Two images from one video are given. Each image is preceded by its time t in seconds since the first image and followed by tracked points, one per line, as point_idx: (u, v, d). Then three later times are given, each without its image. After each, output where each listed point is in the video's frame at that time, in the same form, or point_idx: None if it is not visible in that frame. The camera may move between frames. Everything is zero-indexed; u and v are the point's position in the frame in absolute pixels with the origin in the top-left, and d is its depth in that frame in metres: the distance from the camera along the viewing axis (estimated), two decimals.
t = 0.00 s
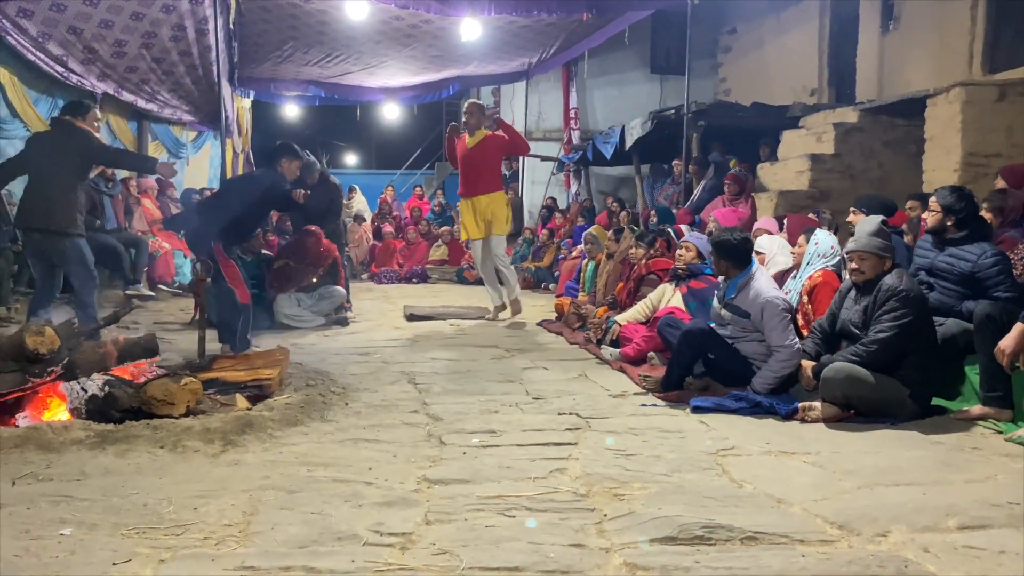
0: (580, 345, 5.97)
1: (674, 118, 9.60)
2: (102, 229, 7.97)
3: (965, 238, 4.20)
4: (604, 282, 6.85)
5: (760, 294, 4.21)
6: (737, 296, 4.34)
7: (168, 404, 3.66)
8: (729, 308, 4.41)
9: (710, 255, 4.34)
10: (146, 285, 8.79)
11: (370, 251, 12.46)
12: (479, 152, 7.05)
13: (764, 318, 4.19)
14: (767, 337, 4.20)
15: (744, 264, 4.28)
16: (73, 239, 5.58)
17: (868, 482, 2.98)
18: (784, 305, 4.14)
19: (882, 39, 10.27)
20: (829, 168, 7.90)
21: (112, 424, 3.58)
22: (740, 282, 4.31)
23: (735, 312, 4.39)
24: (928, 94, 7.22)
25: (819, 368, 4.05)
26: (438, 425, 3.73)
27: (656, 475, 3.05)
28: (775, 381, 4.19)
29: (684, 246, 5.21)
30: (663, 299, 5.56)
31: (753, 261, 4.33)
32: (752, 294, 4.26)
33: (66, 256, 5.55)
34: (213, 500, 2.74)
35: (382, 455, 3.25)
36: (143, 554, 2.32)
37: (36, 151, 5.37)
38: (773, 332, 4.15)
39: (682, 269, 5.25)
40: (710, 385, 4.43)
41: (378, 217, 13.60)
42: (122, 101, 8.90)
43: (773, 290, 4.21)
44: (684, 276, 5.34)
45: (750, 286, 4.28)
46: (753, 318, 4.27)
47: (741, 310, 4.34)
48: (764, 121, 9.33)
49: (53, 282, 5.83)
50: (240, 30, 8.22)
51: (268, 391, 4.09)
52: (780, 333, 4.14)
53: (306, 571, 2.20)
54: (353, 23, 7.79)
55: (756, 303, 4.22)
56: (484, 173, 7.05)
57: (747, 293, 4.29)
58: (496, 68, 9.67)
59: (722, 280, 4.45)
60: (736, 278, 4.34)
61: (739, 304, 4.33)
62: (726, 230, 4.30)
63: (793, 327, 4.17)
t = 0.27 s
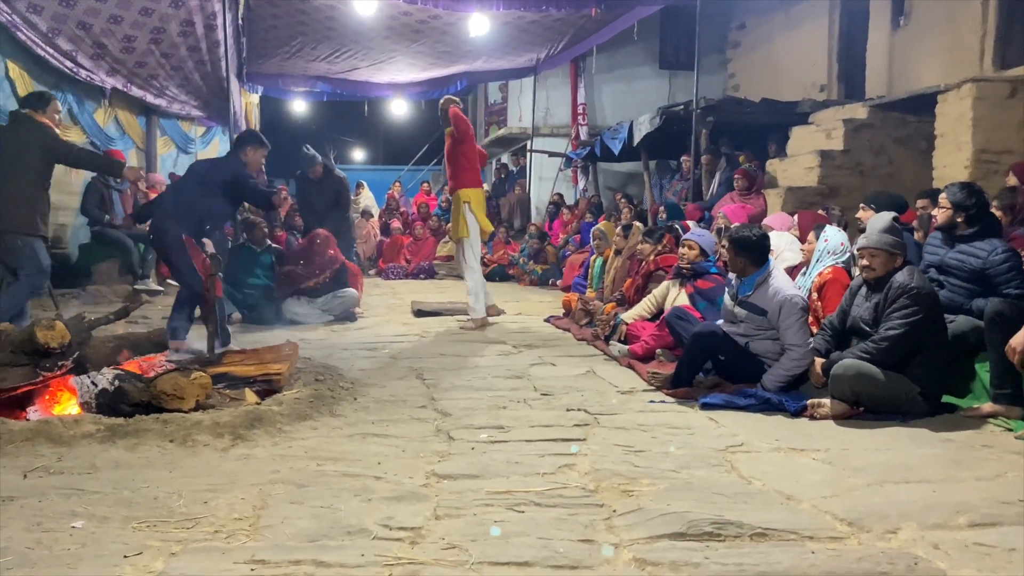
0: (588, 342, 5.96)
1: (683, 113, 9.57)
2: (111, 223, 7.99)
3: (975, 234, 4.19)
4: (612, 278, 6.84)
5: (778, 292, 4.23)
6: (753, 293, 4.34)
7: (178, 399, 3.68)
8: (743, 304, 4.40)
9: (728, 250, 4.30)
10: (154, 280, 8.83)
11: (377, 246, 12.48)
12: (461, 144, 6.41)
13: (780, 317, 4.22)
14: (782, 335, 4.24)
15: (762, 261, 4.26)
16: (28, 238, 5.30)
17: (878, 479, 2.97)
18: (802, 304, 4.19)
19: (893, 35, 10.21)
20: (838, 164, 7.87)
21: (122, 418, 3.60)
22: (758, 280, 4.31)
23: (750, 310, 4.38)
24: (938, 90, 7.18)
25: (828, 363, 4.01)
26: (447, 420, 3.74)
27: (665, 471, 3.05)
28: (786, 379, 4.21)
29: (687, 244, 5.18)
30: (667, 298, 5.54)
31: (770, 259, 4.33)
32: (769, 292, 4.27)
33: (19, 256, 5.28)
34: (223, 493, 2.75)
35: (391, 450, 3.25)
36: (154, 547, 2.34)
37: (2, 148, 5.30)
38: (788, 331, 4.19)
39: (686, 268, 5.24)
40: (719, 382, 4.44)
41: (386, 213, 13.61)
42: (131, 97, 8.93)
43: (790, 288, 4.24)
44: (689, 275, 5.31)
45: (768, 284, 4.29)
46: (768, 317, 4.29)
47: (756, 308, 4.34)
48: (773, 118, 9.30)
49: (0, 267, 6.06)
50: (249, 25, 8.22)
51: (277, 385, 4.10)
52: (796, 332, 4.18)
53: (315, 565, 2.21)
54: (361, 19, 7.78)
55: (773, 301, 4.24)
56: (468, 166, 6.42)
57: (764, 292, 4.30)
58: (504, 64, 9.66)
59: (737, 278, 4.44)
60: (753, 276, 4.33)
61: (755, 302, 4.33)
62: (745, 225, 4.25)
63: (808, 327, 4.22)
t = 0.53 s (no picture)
0: (590, 338, 5.96)
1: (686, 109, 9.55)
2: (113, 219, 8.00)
3: (979, 231, 4.22)
4: (614, 275, 6.84)
5: (780, 287, 4.20)
6: (757, 288, 4.32)
7: (180, 394, 3.68)
8: (746, 299, 4.38)
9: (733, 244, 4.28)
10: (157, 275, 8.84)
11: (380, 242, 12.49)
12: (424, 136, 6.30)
13: (783, 312, 4.19)
14: (785, 330, 4.22)
15: (767, 255, 4.24)
16: None
17: (881, 476, 2.97)
18: (805, 299, 4.15)
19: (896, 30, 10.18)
20: (841, 161, 7.85)
21: (125, 413, 3.61)
22: (761, 274, 4.28)
23: (754, 304, 4.35)
24: (942, 87, 7.15)
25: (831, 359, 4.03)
26: (449, 416, 3.74)
27: (667, 467, 3.05)
28: (789, 374, 4.19)
29: (679, 244, 5.19)
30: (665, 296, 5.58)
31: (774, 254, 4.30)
32: (772, 287, 4.24)
33: None
34: (225, 488, 2.76)
35: (393, 446, 3.25)
36: (156, 541, 2.34)
37: None
38: (791, 326, 4.16)
39: (681, 267, 5.22)
40: (722, 378, 4.45)
41: (388, 208, 13.61)
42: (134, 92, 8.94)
43: (793, 283, 4.21)
44: (684, 275, 5.30)
45: (771, 278, 4.26)
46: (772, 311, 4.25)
47: (760, 302, 4.32)
48: (776, 114, 9.28)
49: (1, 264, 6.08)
50: (251, 21, 8.20)
51: (279, 381, 4.11)
52: (799, 327, 4.14)
53: (318, 560, 2.21)
54: (364, 14, 7.77)
55: (776, 295, 4.22)
56: (434, 160, 6.32)
57: (768, 286, 4.27)
58: (506, 60, 9.65)
59: (741, 272, 4.42)
60: (758, 269, 4.30)
61: (759, 297, 4.31)
62: (752, 219, 4.25)
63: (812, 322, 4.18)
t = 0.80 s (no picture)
0: (586, 332, 5.96)
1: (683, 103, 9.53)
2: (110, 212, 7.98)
3: (977, 224, 4.20)
4: (611, 268, 6.84)
5: (773, 278, 4.23)
6: (750, 280, 4.34)
7: (177, 387, 3.68)
8: (740, 292, 4.41)
9: (725, 236, 4.32)
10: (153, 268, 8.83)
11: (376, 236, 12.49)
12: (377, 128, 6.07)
13: (776, 303, 4.21)
14: (778, 321, 4.24)
15: (758, 246, 4.27)
16: None
17: (877, 469, 2.98)
18: (797, 290, 4.17)
19: (894, 24, 10.17)
20: (838, 155, 7.86)
21: (121, 406, 3.61)
22: (754, 265, 4.31)
23: (747, 296, 4.38)
24: (940, 81, 7.15)
25: (827, 353, 4.01)
26: (446, 410, 3.74)
27: (663, 460, 3.05)
28: (785, 366, 4.21)
29: (667, 242, 5.11)
30: (658, 291, 5.58)
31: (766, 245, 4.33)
32: (764, 278, 4.27)
33: None
34: (222, 481, 2.76)
35: (390, 439, 3.26)
36: (153, 534, 2.34)
37: None
38: (784, 317, 4.18)
39: (669, 263, 5.17)
40: (718, 371, 4.44)
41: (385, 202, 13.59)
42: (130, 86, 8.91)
43: (785, 274, 4.22)
44: (675, 271, 5.25)
45: (762, 269, 4.29)
46: (765, 303, 4.27)
47: (753, 294, 4.35)
48: (773, 108, 9.27)
49: None
50: (247, 13, 8.16)
51: (275, 374, 4.10)
52: (792, 317, 4.17)
53: (314, 553, 2.21)
54: (360, 7, 7.74)
55: (768, 287, 4.24)
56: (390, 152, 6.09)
57: (760, 278, 4.29)
58: (503, 53, 9.64)
59: (734, 264, 4.45)
60: (750, 261, 4.33)
61: (752, 289, 4.33)
62: (744, 211, 4.31)
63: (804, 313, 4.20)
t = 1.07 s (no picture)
0: (581, 328, 5.97)
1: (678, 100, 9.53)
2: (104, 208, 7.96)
3: (970, 221, 4.20)
4: (605, 265, 6.85)
5: (765, 273, 4.23)
6: (744, 275, 4.34)
7: (171, 382, 3.67)
8: (734, 287, 4.40)
9: (719, 231, 4.32)
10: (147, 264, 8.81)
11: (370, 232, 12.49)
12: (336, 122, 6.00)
13: (769, 298, 4.21)
14: (771, 317, 4.24)
15: (752, 241, 4.27)
16: None
17: (870, 465, 2.99)
18: (790, 285, 4.16)
19: (888, 22, 10.19)
20: (832, 152, 7.87)
21: (114, 402, 3.60)
22: (747, 261, 4.30)
23: (740, 291, 4.38)
24: (933, 78, 7.17)
25: (821, 349, 4.03)
26: (440, 406, 3.74)
27: (657, 456, 3.06)
28: (778, 361, 4.21)
29: (662, 235, 5.16)
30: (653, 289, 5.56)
31: (760, 240, 4.33)
32: (757, 273, 4.27)
33: None
34: (216, 477, 2.75)
35: (384, 435, 3.25)
36: (147, 530, 2.34)
37: None
38: (777, 312, 4.19)
39: (664, 256, 5.20)
40: (712, 367, 4.44)
41: (379, 198, 13.57)
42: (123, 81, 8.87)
43: (778, 269, 4.22)
44: (669, 265, 5.28)
45: (755, 263, 4.29)
46: (758, 298, 4.27)
47: (746, 290, 4.35)
48: (768, 105, 9.29)
49: None
50: (241, 8, 8.12)
51: (270, 370, 4.09)
52: (784, 312, 4.17)
53: (308, 548, 2.21)
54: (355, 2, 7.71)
55: (760, 282, 4.24)
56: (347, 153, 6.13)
57: (753, 273, 4.29)
58: (498, 49, 9.63)
59: (728, 260, 4.44)
60: (743, 256, 4.32)
61: (745, 284, 4.34)
62: (738, 207, 4.31)
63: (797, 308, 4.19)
